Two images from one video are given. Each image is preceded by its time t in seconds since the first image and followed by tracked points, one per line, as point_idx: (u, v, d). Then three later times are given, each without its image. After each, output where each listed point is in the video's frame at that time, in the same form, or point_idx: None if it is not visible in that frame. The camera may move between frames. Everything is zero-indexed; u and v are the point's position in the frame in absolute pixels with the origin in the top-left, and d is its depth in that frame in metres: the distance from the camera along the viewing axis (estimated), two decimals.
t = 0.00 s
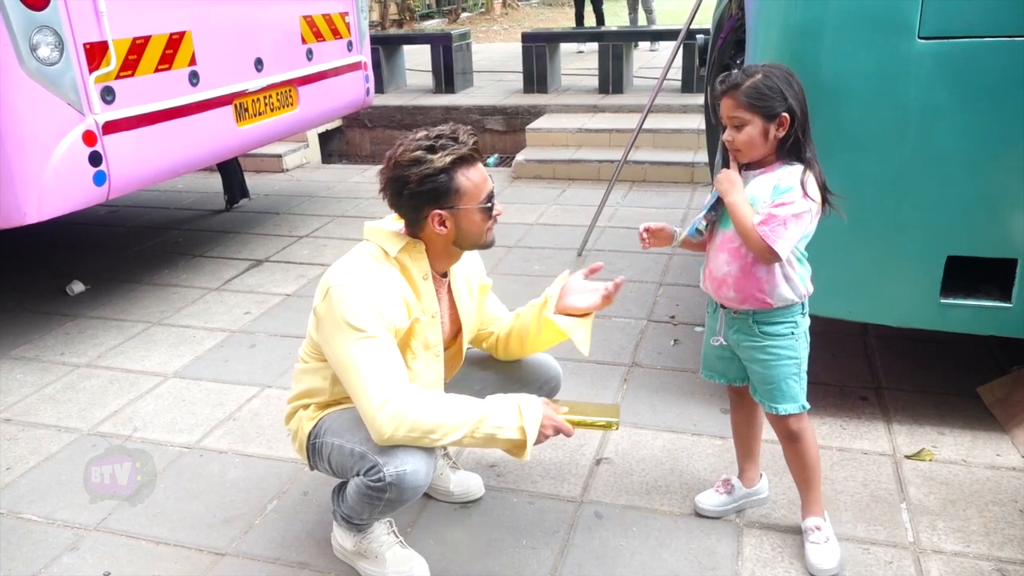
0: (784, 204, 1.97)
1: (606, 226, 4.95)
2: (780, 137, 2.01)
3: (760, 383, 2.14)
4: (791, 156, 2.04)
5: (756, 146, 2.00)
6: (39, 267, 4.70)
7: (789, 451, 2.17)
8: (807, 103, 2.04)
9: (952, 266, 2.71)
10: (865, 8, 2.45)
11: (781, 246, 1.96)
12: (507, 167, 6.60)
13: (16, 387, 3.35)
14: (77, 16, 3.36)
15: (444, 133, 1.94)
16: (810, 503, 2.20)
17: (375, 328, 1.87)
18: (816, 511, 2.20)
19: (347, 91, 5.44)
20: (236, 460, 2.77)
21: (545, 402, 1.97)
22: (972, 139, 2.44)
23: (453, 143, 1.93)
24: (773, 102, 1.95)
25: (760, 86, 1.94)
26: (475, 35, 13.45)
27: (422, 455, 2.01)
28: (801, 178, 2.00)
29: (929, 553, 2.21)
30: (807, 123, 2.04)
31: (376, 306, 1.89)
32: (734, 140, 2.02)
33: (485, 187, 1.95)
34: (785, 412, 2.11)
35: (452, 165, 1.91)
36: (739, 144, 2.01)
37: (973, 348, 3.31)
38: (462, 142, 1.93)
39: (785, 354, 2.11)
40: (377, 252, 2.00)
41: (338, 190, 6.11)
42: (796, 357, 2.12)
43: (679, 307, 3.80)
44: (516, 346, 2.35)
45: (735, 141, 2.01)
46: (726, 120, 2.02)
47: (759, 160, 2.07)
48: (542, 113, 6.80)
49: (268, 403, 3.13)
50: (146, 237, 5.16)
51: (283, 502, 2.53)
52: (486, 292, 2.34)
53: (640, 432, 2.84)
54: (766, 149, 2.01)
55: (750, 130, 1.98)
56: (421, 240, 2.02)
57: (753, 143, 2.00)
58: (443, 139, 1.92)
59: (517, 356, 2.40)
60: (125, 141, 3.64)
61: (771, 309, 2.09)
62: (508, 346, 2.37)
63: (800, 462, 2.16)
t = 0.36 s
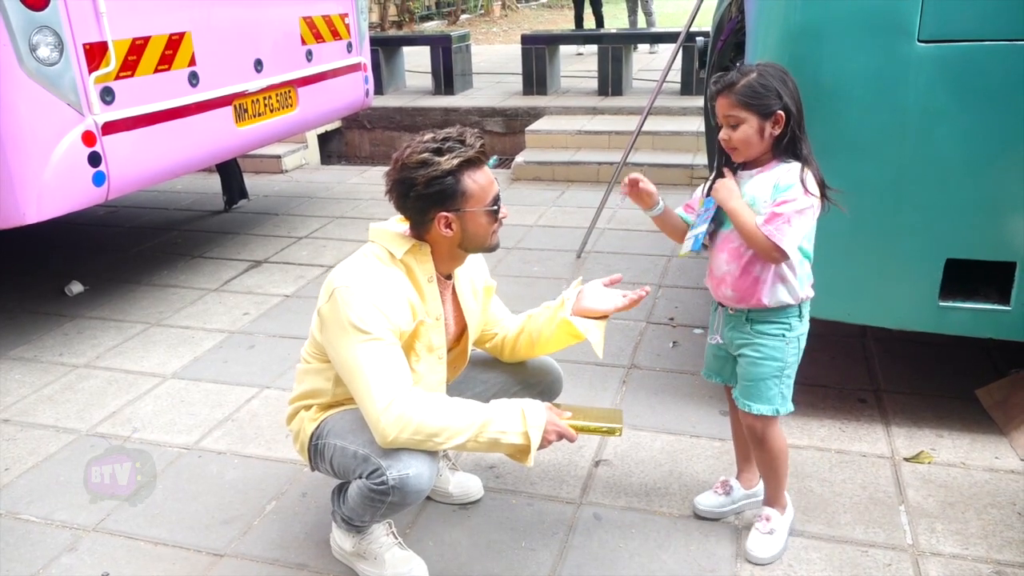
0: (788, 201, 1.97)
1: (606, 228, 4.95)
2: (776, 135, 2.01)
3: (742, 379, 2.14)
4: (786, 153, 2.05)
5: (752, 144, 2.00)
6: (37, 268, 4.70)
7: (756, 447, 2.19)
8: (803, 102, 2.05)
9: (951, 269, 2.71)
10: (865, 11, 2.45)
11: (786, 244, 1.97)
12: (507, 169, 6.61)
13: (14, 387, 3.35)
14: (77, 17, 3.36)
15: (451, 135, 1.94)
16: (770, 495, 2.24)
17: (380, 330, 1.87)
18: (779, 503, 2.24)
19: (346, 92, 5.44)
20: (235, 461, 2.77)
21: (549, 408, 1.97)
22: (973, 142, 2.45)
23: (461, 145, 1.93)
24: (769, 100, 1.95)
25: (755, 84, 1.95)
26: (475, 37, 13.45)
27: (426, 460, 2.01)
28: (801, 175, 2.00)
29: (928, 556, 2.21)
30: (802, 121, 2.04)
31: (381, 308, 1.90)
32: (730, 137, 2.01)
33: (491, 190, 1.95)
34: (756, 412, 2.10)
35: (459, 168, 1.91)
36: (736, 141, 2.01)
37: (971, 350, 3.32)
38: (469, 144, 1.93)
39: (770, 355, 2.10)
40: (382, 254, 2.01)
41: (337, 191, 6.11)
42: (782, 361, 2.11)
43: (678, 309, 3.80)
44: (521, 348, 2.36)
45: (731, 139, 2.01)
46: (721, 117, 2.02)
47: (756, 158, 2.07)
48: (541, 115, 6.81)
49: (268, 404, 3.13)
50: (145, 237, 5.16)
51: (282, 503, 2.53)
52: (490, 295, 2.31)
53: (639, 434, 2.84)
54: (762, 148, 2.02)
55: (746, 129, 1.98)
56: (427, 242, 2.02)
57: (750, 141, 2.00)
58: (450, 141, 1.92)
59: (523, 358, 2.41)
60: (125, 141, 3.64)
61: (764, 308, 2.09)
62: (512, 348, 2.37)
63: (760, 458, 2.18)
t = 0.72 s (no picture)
0: (800, 203, 1.98)
1: (607, 226, 4.95)
2: (765, 132, 2.01)
3: (759, 381, 2.13)
4: (776, 153, 2.05)
5: (740, 137, 1.99)
6: (38, 266, 4.69)
7: (768, 445, 2.18)
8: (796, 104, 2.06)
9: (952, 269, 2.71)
10: (864, 9, 2.45)
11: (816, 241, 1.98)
12: (507, 168, 6.60)
13: (15, 386, 3.35)
14: (77, 15, 3.36)
15: (452, 127, 1.94)
16: (774, 495, 2.24)
17: (388, 326, 1.87)
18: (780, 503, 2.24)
19: (347, 90, 5.44)
20: (235, 459, 2.77)
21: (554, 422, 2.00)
22: (974, 141, 2.44)
23: (461, 137, 1.93)
24: (764, 95, 1.96)
25: (754, 78, 1.97)
26: (475, 36, 13.44)
27: (427, 459, 2.01)
28: (806, 174, 2.02)
29: (929, 554, 2.21)
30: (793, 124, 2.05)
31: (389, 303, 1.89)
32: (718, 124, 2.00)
33: (493, 182, 1.95)
34: (780, 412, 2.10)
35: (460, 159, 1.91)
36: (722, 128, 1.99)
37: (971, 349, 3.32)
38: (469, 136, 1.94)
39: (790, 355, 2.10)
40: (388, 248, 2.01)
41: (337, 190, 6.11)
42: (800, 360, 2.10)
43: (679, 307, 3.80)
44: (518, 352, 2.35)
45: (719, 128, 2.00)
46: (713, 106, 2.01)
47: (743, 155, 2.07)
48: (542, 114, 6.80)
49: (268, 402, 3.13)
50: (146, 236, 5.16)
51: (283, 501, 2.53)
52: (487, 296, 2.29)
53: (640, 432, 2.84)
54: (750, 143, 2.01)
55: (736, 119, 1.97)
56: (432, 238, 2.02)
57: (738, 133, 1.98)
58: (451, 133, 1.93)
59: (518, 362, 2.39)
60: (125, 140, 3.63)
61: (781, 308, 2.09)
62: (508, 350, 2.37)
63: (771, 455, 2.18)
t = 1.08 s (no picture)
0: (804, 217, 1.97)
1: (607, 225, 4.94)
2: (776, 132, 2.00)
3: (753, 383, 2.13)
4: (787, 154, 2.04)
5: (751, 138, 1.99)
6: (37, 265, 4.69)
7: (762, 445, 2.19)
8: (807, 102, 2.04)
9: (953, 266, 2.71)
10: (865, 9, 2.45)
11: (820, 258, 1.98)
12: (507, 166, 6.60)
13: (14, 385, 3.35)
14: (77, 14, 3.36)
15: (447, 128, 1.94)
16: (773, 494, 2.24)
17: (383, 328, 1.87)
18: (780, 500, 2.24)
19: (347, 88, 5.44)
20: (235, 458, 2.77)
21: (552, 410, 1.97)
22: (975, 139, 2.44)
23: (455, 139, 1.93)
24: (773, 96, 1.95)
25: (762, 78, 1.95)
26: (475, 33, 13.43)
27: (427, 458, 2.01)
28: (810, 183, 2.00)
29: (929, 552, 2.21)
30: (806, 122, 2.04)
31: (384, 305, 1.89)
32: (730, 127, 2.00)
33: (488, 183, 1.95)
34: (772, 415, 2.10)
35: (455, 161, 1.91)
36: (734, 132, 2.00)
37: (972, 347, 3.32)
38: (464, 138, 1.93)
39: (784, 358, 2.09)
40: (383, 250, 2.00)
41: (337, 188, 6.10)
42: (795, 363, 2.10)
43: (679, 305, 3.80)
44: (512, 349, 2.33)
45: (730, 130, 2.00)
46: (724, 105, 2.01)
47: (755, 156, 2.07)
48: (542, 112, 6.80)
49: (268, 401, 3.13)
50: (145, 234, 5.16)
51: (283, 500, 2.53)
52: (486, 291, 2.31)
53: (640, 431, 2.84)
54: (762, 144, 2.01)
55: (746, 121, 1.97)
56: (427, 238, 2.02)
57: (750, 135, 1.99)
58: (445, 135, 1.92)
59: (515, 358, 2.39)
60: (124, 138, 3.63)
61: (776, 311, 2.09)
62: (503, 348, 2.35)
63: (766, 455, 2.18)
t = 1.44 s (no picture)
0: (830, 225, 1.98)
1: (606, 224, 4.94)
2: (788, 136, 2.00)
3: (756, 389, 2.13)
4: (802, 160, 2.03)
5: (761, 141, 1.98)
6: (35, 267, 4.69)
7: (763, 448, 2.20)
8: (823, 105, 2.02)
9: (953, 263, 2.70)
10: (861, 6, 2.44)
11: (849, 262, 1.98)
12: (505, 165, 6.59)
13: (13, 387, 3.34)
14: (73, 15, 3.35)
15: (442, 128, 1.93)
16: (774, 493, 2.24)
17: (379, 327, 1.87)
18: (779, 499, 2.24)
19: (345, 89, 5.43)
20: (234, 459, 2.77)
21: (551, 409, 1.95)
22: (972, 135, 2.44)
23: (451, 138, 1.92)
24: (786, 98, 1.93)
25: (776, 79, 1.94)
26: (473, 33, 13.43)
27: (425, 456, 2.00)
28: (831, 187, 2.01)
29: (929, 550, 2.21)
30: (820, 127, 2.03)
31: (380, 304, 1.89)
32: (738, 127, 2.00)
33: (484, 182, 1.95)
34: (775, 420, 2.11)
35: (450, 160, 1.91)
36: (743, 133, 1.99)
37: (971, 344, 3.31)
38: (459, 137, 1.93)
39: (787, 364, 2.10)
40: (379, 249, 2.00)
41: (336, 188, 6.10)
42: (798, 370, 2.10)
43: (678, 304, 3.80)
44: (521, 349, 2.34)
45: (741, 131, 1.99)
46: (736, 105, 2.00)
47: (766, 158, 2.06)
48: (540, 111, 6.80)
49: (268, 401, 3.13)
50: (144, 236, 5.16)
51: (283, 501, 2.53)
52: (487, 291, 2.31)
53: (639, 430, 2.84)
54: (771, 147, 2.00)
55: (756, 123, 1.96)
56: (423, 238, 2.02)
57: (759, 137, 1.98)
58: (440, 134, 1.92)
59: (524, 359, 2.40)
60: (122, 140, 3.63)
61: (781, 318, 2.08)
62: (512, 347, 2.36)
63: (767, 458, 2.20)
